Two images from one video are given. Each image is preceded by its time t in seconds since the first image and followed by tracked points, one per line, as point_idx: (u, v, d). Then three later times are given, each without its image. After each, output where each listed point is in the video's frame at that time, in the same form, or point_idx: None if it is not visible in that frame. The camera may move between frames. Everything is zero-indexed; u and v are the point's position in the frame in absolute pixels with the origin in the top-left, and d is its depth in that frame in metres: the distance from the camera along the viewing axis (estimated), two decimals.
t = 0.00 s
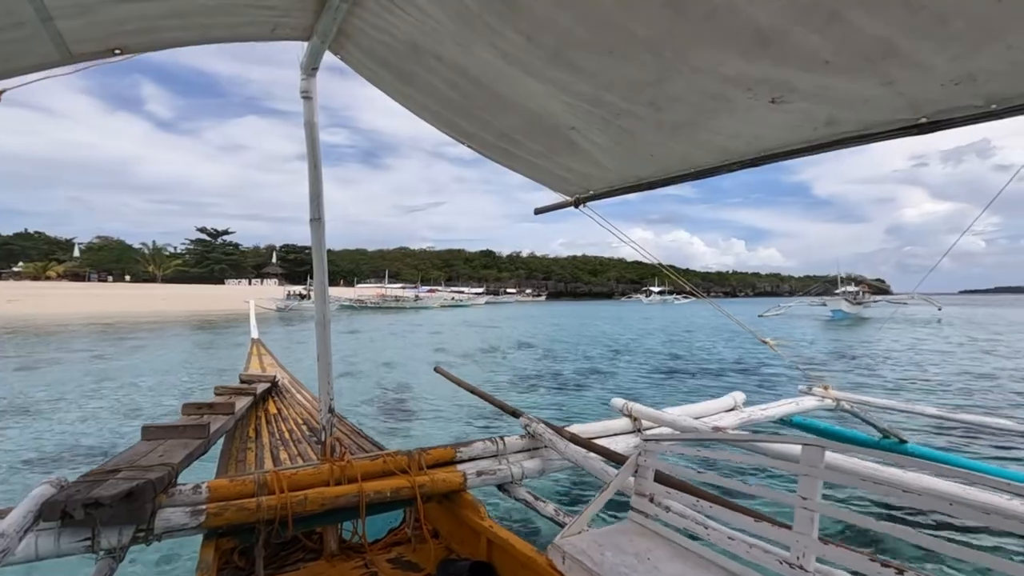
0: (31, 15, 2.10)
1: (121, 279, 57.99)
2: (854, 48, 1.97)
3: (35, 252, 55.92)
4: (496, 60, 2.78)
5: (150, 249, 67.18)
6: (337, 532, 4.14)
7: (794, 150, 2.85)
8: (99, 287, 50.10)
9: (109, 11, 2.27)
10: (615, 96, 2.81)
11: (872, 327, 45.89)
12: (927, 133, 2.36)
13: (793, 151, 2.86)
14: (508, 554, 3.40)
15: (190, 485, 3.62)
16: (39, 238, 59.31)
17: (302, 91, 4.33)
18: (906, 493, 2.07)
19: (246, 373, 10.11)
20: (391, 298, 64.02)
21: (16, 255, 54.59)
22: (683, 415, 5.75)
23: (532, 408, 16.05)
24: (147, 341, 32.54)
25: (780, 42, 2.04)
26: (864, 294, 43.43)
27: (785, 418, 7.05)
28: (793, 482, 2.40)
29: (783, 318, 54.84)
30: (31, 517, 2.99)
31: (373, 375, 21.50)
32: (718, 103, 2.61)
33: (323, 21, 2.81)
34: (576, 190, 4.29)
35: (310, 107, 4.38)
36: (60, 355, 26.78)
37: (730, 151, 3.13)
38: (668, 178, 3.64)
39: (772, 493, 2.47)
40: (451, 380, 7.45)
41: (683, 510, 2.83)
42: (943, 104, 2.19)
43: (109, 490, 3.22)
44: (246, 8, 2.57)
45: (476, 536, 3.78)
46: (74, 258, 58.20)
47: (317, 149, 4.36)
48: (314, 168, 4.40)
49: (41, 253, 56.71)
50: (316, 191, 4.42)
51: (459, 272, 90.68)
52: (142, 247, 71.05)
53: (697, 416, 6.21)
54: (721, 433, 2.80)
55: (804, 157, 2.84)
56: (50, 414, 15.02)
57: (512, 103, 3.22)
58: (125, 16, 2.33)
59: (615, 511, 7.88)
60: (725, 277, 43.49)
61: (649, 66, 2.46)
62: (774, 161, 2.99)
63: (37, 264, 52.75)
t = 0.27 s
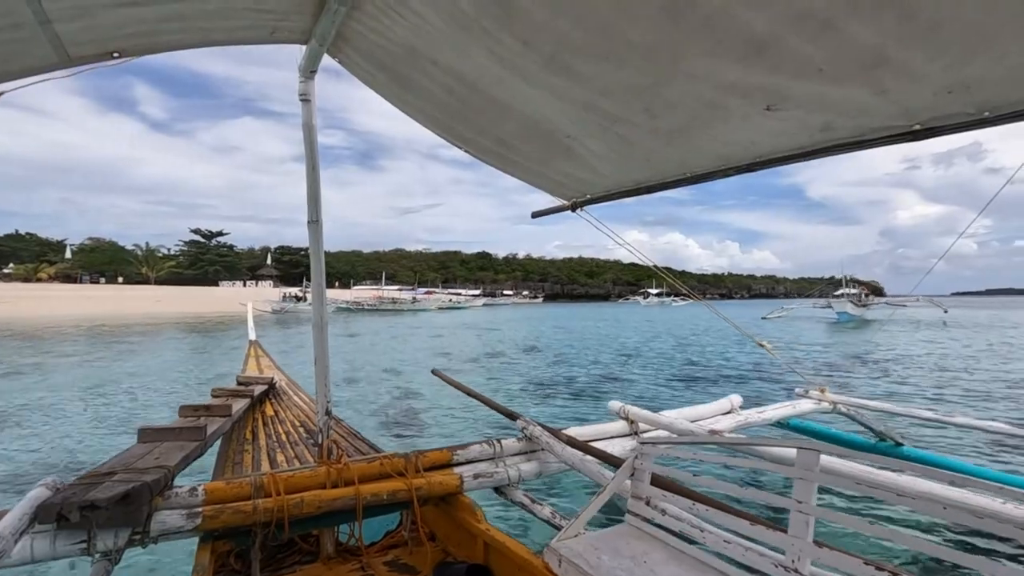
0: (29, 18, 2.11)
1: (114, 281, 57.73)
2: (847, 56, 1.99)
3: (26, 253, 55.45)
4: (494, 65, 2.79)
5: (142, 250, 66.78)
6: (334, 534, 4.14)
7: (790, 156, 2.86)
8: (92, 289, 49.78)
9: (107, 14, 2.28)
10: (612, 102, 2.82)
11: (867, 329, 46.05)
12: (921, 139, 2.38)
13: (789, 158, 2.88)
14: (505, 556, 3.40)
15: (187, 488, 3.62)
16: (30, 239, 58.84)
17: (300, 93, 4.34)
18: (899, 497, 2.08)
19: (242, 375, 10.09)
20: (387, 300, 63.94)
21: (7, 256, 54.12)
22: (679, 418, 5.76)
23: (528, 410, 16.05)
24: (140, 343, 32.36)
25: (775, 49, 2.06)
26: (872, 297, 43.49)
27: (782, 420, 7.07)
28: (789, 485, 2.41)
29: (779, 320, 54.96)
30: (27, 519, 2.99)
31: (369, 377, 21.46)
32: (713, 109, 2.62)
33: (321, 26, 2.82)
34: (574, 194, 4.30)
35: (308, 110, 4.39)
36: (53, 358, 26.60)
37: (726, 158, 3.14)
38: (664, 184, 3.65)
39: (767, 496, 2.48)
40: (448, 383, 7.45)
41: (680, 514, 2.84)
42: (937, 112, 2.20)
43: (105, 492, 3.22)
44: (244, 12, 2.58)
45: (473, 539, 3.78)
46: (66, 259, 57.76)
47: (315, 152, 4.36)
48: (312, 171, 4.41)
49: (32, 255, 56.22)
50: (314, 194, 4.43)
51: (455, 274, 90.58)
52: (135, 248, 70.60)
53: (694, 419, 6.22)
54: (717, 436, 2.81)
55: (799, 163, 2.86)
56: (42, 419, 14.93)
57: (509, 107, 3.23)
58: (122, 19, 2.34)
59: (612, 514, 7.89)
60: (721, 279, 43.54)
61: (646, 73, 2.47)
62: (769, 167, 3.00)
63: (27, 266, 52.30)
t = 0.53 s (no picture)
0: (23, 18, 2.10)
1: (107, 283, 57.44)
2: (843, 58, 1.99)
3: (17, 254, 55.01)
4: (491, 66, 2.80)
5: (136, 250, 66.39)
6: (330, 537, 4.13)
7: (787, 157, 2.86)
8: (85, 291, 49.46)
9: (102, 12, 2.27)
10: (609, 103, 2.82)
11: (864, 331, 46.16)
12: (916, 142, 2.38)
13: (785, 159, 2.88)
14: (501, 559, 3.39)
15: (182, 490, 3.61)
16: (21, 239, 58.39)
17: (297, 94, 4.33)
18: (894, 499, 2.08)
19: (239, 377, 10.06)
20: (384, 302, 63.84)
21: None
22: (676, 420, 5.77)
23: (525, 413, 16.04)
24: (134, 346, 32.20)
25: (771, 50, 2.06)
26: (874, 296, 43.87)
27: (778, 422, 7.08)
28: (785, 488, 2.41)
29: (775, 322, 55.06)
30: (18, 522, 2.97)
31: (365, 380, 21.40)
32: (709, 110, 2.63)
33: (318, 27, 2.81)
34: (571, 195, 4.30)
35: (304, 111, 4.38)
36: (46, 361, 26.42)
37: (722, 158, 3.15)
38: (661, 185, 3.65)
39: (764, 499, 2.48)
40: (445, 385, 7.44)
41: (676, 516, 2.84)
42: (932, 114, 2.21)
43: (98, 494, 3.20)
44: (240, 12, 2.57)
45: (469, 541, 3.77)
46: (57, 260, 57.36)
47: (312, 153, 4.35)
48: (310, 171, 4.40)
49: (22, 255, 55.71)
50: (311, 195, 4.42)
51: (452, 276, 90.49)
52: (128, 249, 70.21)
53: (690, 421, 6.22)
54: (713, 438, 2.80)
55: (796, 165, 2.86)
56: (33, 423, 14.82)
57: (507, 108, 3.24)
58: (118, 18, 2.33)
59: (609, 516, 7.89)
60: (717, 281, 43.60)
61: (643, 73, 2.48)
62: (765, 168, 3.01)
63: (18, 267, 51.89)
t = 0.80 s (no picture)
0: (19, 20, 2.10)
1: (101, 283, 57.17)
2: (837, 63, 2.01)
3: (9, 255, 54.63)
4: (488, 69, 2.81)
5: (130, 251, 66.04)
6: (327, 540, 4.12)
7: (782, 161, 2.87)
8: (79, 292, 49.20)
9: (98, 15, 2.27)
10: (605, 106, 2.83)
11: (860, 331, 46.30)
12: (910, 146, 2.39)
13: (781, 163, 2.89)
14: (499, 561, 3.39)
15: (179, 493, 3.60)
16: (14, 240, 58.02)
17: (294, 98, 4.34)
18: (890, 501, 2.09)
19: (236, 379, 10.04)
20: (381, 302, 63.75)
21: None
22: (673, 422, 5.78)
23: (522, 414, 16.03)
24: (129, 349, 32.05)
25: (766, 54, 2.07)
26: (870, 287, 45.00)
27: (775, 424, 7.09)
28: (781, 489, 2.42)
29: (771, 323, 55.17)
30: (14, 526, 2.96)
31: (362, 381, 21.36)
32: (704, 113, 2.64)
33: (315, 30, 2.82)
34: (568, 198, 4.31)
35: (302, 114, 4.38)
36: (40, 364, 26.27)
37: (718, 162, 3.16)
38: (658, 188, 3.67)
39: (761, 501, 2.49)
40: (442, 387, 7.44)
41: (673, 518, 2.84)
42: (926, 119, 2.22)
43: (95, 498, 3.19)
44: (236, 15, 2.58)
45: (467, 544, 3.77)
46: (49, 261, 57.00)
47: (309, 155, 4.36)
48: (307, 173, 4.40)
49: (15, 256, 55.31)
50: (308, 197, 4.42)
51: (448, 276, 90.41)
52: (121, 249, 69.85)
53: (687, 423, 6.23)
54: (710, 440, 2.81)
55: (791, 169, 2.87)
56: (26, 426, 14.72)
57: (503, 111, 3.24)
58: (114, 20, 2.33)
59: (606, 518, 7.89)
60: (714, 281, 43.64)
61: (639, 77, 2.49)
62: (761, 172, 3.02)
63: (11, 267, 51.54)
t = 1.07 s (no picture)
0: (12, 18, 2.09)
1: (95, 283, 56.90)
2: (833, 63, 2.01)
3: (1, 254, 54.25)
4: (486, 69, 2.81)
5: (123, 250, 65.70)
6: (324, 542, 4.11)
7: (777, 161, 2.89)
8: (73, 292, 48.93)
9: (93, 13, 2.26)
10: (603, 105, 2.83)
11: (856, 331, 46.50)
12: (903, 147, 2.41)
13: (777, 163, 2.90)
14: (495, 562, 3.39)
15: (174, 495, 3.58)
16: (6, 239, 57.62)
17: (290, 98, 4.33)
18: (884, 500, 2.10)
19: (232, 380, 10.01)
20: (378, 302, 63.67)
21: None
22: (670, 422, 5.79)
23: (519, 414, 16.05)
24: (124, 350, 31.92)
25: (762, 54, 2.08)
26: (866, 282, 46.51)
27: (771, 424, 7.11)
28: (777, 489, 2.42)
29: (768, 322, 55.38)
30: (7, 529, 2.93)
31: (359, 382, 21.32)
32: (702, 113, 2.64)
33: (312, 30, 2.82)
34: (565, 198, 4.32)
35: (298, 115, 4.38)
36: (33, 365, 26.12)
37: (714, 162, 3.17)
38: (654, 188, 3.68)
39: (756, 500, 2.49)
40: (438, 388, 7.43)
41: (669, 518, 2.84)
42: (921, 120, 2.23)
43: (89, 501, 3.17)
44: (231, 14, 2.57)
45: (463, 544, 3.77)
46: (42, 261, 56.63)
47: (305, 156, 4.35)
48: (303, 173, 4.39)
49: (7, 255, 54.92)
50: (304, 197, 4.42)
51: (445, 276, 90.34)
52: (114, 249, 69.46)
53: (684, 424, 6.24)
54: (706, 441, 2.81)
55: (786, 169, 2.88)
56: (18, 429, 14.62)
57: (502, 109, 3.24)
58: (109, 19, 2.32)
59: (603, 518, 7.90)
60: (709, 281, 43.80)
61: (636, 77, 2.49)
62: (756, 172, 3.03)
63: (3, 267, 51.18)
